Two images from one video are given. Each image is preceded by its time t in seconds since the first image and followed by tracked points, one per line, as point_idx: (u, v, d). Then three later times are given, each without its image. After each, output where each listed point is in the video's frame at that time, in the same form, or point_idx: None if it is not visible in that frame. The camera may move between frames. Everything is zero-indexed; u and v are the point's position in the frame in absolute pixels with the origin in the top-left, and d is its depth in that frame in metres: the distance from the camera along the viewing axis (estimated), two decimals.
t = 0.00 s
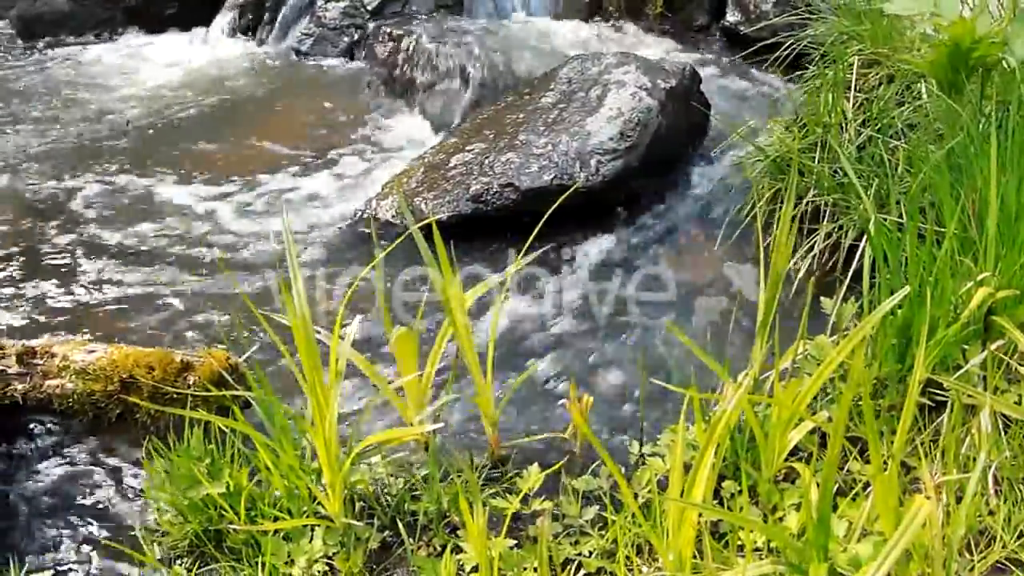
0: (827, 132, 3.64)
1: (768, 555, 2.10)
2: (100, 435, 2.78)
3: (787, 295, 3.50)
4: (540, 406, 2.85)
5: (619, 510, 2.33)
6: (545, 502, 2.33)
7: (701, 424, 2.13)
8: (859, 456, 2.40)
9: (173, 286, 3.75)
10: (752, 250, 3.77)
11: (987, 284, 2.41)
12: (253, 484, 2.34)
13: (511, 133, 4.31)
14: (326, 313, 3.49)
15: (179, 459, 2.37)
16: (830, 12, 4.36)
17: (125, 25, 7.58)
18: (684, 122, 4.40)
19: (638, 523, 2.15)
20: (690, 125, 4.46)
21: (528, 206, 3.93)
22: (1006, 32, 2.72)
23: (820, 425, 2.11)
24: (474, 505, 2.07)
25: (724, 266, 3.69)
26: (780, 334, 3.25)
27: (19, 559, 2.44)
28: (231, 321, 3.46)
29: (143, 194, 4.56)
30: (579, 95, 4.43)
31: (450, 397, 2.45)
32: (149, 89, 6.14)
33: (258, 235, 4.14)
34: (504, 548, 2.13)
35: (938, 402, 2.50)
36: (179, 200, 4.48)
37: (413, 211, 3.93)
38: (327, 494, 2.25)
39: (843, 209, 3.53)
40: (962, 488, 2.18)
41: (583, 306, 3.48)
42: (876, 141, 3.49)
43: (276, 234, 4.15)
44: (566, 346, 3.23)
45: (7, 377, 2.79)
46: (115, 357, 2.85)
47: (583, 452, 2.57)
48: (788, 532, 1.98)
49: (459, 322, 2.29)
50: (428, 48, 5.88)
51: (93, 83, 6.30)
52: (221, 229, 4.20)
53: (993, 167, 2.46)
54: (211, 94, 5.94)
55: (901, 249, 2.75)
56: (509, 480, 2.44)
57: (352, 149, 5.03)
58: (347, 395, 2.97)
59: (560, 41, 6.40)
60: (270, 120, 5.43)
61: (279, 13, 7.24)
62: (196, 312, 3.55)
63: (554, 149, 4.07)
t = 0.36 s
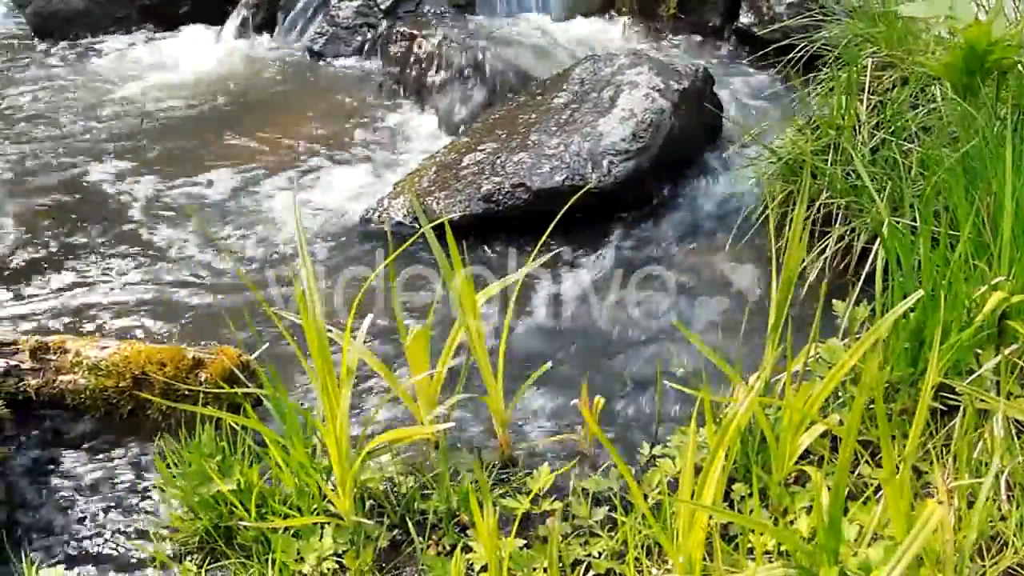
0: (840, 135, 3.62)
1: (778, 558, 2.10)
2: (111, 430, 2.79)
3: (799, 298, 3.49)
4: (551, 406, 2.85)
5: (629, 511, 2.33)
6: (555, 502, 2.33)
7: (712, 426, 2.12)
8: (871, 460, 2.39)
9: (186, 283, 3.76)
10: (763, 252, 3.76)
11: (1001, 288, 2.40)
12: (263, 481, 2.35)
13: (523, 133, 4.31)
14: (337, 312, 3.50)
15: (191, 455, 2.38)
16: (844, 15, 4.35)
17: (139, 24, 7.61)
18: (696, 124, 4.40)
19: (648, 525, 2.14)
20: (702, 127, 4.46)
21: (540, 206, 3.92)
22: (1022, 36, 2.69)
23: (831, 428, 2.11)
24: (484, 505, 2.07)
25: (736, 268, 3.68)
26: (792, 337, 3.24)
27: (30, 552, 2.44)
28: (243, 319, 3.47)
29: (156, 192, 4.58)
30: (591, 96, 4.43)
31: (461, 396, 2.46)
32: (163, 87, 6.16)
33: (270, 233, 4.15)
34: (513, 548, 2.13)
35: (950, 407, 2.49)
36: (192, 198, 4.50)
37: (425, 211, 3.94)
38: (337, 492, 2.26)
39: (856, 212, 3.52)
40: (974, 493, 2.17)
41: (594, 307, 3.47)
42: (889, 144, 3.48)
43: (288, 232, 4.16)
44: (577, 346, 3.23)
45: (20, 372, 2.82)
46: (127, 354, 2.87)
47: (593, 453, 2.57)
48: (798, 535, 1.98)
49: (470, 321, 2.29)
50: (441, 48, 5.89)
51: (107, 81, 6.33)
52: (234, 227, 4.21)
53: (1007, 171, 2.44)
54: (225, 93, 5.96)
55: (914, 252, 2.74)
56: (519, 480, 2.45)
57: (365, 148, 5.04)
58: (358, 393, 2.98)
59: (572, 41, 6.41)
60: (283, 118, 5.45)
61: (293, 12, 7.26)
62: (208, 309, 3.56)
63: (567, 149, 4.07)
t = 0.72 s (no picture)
0: (853, 137, 3.61)
1: (788, 561, 2.10)
2: (122, 426, 2.81)
3: (810, 300, 3.48)
4: (561, 407, 2.85)
5: (638, 512, 2.33)
6: (564, 503, 2.33)
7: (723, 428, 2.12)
8: (882, 464, 2.38)
9: (199, 281, 3.77)
10: (775, 254, 3.75)
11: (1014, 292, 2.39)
12: (273, 479, 2.35)
13: (535, 133, 4.31)
14: (348, 310, 3.51)
15: (202, 452, 2.39)
16: (858, 17, 4.33)
17: (152, 22, 7.64)
18: (708, 125, 4.39)
19: (657, 527, 2.14)
20: (714, 128, 4.45)
21: (551, 206, 3.92)
22: None
23: (842, 431, 2.10)
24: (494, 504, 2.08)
25: (748, 270, 3.67)
26: (803, 339, 3.23)
27: (40, 546, 2.44)
28: (254, 316, 3.48)
29: (169, 189, 4.59)
30: (603, 96, 4.42)
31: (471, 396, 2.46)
32: (176, 84, 6.19)
33: (282, 231, 4.16)
34: (523, 547, 2.13)
35: (961, 411, 2.48)
36: (205, 195, 4.52)
37: (436, 211, 3.94)
38: (347, 490, 2.27)
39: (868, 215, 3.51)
40: (986, 498, 2.16)
41: (606, 308, 3.47)
42: (902, 146, 3.47)
43: (300, 230, 4.17)
44: (588, 346, 3.23)
45: (32, 368, 2.84)
46: (139, 350, 2.89)
47: (603, 454, 2.57)
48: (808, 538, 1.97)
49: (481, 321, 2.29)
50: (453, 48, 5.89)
51: (121, 79, 6.36)
52: (247, 225, 4.22)
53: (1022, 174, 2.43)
54: (237, 91, 5.98)
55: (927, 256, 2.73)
56: (529, 480, 2.45)
57: (376, 147, 5.05)
58: (369, 391, 2.99)
59: (585, 41, 6.41)
60: (295, 117, 5.46)
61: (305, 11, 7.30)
62: (220, 307, 3.57)
63: (578, 149, 4.07)
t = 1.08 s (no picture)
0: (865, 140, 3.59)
1: (797, 564, 2.09)
2: (132, 422, 2.82)
3: (821, 302, 3.47)
4: (571, 407, 2.85)
5: (648, 513, 2.32)
6: (573, 503, 2.33)
7: (732, 430, 2.12)
8: (892, 467, 2.38)
9: (210, 279, 3.78)
10: (786, 256, 3.74)
11: None
12: (283, 477, 2.36)
13: (546, 133, 4.31)
14: (358, 310, 3.52)
15: (213, 449, 2.40)
16: (871, 19, 4.32)
17: (165, 20, 7.67)
18: (719, 126, 4.39)
19: (666, 528, 2.14)
20: (726, 129, 4.44)
21: (562, 207, 3.92)
22: None
23: (852, 434, 2.10)
24: (502, 504, 2.08)
25: (758, 272, 3.66)
26: (814, 341, 3.22)
27: (52, 541, 2.45)
28: (265, 314, 3.49)
29: (181, 187, 4.61)
30: (614, 97, 4.42)
31: (480, 395, 2.46)
32: (188, 83, 6.21)
33: (293, 230, 4.17)
34: (531, 547, 2.13)
35: (972, 415, 2.47)
36: (216, 193, 4.53)
37: (447, 211, 3.94)
38: (356, 488, 2.27)
39: (879, 217, 3.50)
40: (996, 503, 2.15)
41: (616, 309, 3.47)
42: (914, 149, 3.45)
43: (311, 229, 4.18)
44: (598, 347, 3.23)
45: (43, 363, 2.85)
46: (150, 347, 2.89)
47: (611, 455, 2.57)
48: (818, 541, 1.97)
49: (491, 321, 2.29)
50: (464, 47, 5.90)
51: (134, 77, 6.38)
52: (258, 223, 4.23)
53: None
54: (249, 90, 5.99)
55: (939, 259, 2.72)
56: (537, 480, 2.45)
57: (387, 146, 5.06)
58: (378, 390, 2.99)
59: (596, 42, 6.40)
60: (306, 116, 5.48)
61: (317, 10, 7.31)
62: (231, 305, 3.58)
63: (589, 150, 4.07)
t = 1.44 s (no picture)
0: (879, 142, 3.57)
1: (808, 567, 2.08)
2: (144, 417, 2.83)
3: (834, 305, 3.46)
4: (582, 408, 2.85)
5: (658, 515, 2.32)
6: (584, 504, 2.33)
7: (744, 432, 2.11)
8: (904, 472, 2.37)
9: (223, 277, 3.79)
10: (799, 259, 3.72)
11: None
12: (295, 474, 2.37)
13: (559, 133, 4.31)
14: (370, 309, 3.52)
15: (225, 446, 2.40)
16: (886, 21, 4.31)
17: (180, 18, 7.71)
18: (733, 128, 4.38)
19: (677, 529, 2.13)
20: (739, 131, 4.44)
21: (574, 207, 3.92)
22: None
23: (865, 438, 2.09)
24: (513, 504, 2.07)
25: (771, 274, 3.65)
26: (826, 344, 3.21)
27: (64, 535, 2.46)
28: (278, 312, 3.50)
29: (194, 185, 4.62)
30: (628, 98, 4.41)
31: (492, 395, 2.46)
32: (202, 80, 6.24)
33: (306, 229, 4.18)
34: (542, 548, 2.13)
35: (986, 421, 2.46)
36: (230, 191, 4.54)
37: (460, 210, 3.95)
38: (367, 486, 2.27)
39: (893, 220, 3.49)
40: (1010, 509, 2.14)
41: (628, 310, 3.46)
42: (929, 152, 3.44)
43: (324, 227, 4.19)
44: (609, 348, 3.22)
45: (58, 359, 2.86)
46: (164, 344, 2.91)
47: (622, 456, 2.56)
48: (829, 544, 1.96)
49: (503, 320, 2.29)
50: (477, 47, 5.91)
51: (148, 74, 6.41)
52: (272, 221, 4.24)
53: None
54: (262, 88, 6.01)
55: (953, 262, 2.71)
56: (548, 481, 2.45)
57: (400, 145, 5.07)
58: (390, 389, 2.99)
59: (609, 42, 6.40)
60: (319, 115, 5.49)
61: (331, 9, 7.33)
62: (244, 302, 3.59)
63: (602, 151, 4.06)
